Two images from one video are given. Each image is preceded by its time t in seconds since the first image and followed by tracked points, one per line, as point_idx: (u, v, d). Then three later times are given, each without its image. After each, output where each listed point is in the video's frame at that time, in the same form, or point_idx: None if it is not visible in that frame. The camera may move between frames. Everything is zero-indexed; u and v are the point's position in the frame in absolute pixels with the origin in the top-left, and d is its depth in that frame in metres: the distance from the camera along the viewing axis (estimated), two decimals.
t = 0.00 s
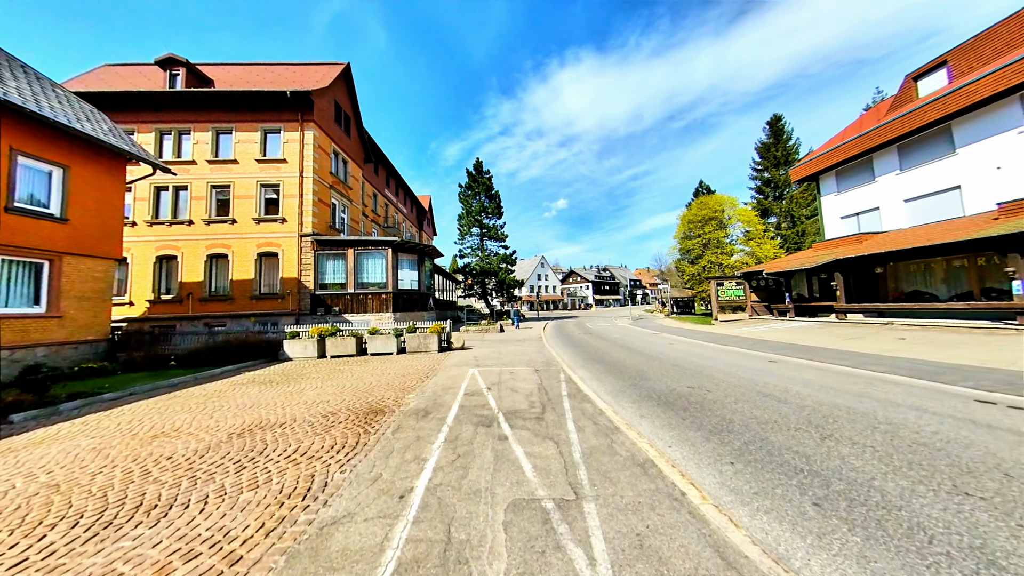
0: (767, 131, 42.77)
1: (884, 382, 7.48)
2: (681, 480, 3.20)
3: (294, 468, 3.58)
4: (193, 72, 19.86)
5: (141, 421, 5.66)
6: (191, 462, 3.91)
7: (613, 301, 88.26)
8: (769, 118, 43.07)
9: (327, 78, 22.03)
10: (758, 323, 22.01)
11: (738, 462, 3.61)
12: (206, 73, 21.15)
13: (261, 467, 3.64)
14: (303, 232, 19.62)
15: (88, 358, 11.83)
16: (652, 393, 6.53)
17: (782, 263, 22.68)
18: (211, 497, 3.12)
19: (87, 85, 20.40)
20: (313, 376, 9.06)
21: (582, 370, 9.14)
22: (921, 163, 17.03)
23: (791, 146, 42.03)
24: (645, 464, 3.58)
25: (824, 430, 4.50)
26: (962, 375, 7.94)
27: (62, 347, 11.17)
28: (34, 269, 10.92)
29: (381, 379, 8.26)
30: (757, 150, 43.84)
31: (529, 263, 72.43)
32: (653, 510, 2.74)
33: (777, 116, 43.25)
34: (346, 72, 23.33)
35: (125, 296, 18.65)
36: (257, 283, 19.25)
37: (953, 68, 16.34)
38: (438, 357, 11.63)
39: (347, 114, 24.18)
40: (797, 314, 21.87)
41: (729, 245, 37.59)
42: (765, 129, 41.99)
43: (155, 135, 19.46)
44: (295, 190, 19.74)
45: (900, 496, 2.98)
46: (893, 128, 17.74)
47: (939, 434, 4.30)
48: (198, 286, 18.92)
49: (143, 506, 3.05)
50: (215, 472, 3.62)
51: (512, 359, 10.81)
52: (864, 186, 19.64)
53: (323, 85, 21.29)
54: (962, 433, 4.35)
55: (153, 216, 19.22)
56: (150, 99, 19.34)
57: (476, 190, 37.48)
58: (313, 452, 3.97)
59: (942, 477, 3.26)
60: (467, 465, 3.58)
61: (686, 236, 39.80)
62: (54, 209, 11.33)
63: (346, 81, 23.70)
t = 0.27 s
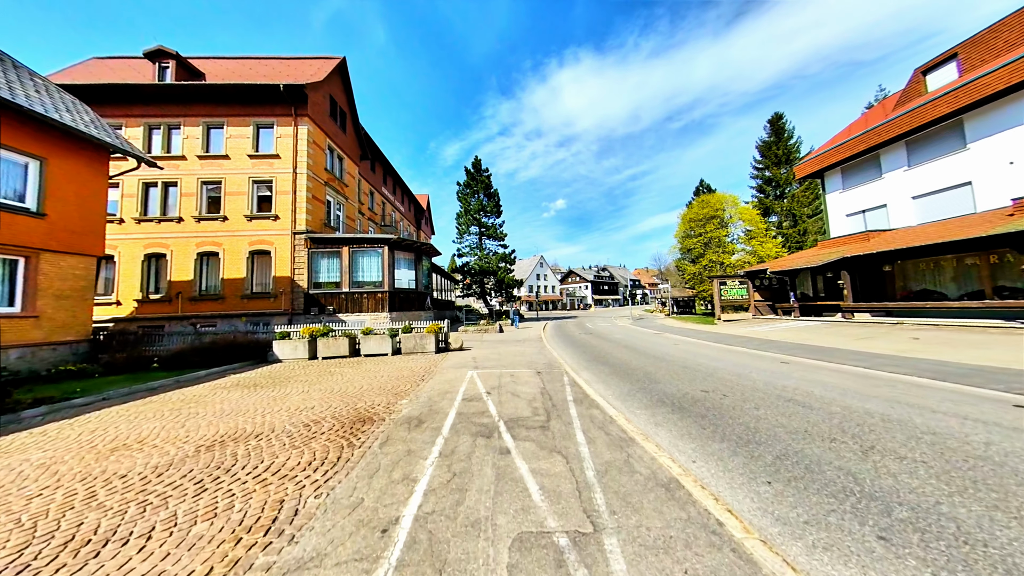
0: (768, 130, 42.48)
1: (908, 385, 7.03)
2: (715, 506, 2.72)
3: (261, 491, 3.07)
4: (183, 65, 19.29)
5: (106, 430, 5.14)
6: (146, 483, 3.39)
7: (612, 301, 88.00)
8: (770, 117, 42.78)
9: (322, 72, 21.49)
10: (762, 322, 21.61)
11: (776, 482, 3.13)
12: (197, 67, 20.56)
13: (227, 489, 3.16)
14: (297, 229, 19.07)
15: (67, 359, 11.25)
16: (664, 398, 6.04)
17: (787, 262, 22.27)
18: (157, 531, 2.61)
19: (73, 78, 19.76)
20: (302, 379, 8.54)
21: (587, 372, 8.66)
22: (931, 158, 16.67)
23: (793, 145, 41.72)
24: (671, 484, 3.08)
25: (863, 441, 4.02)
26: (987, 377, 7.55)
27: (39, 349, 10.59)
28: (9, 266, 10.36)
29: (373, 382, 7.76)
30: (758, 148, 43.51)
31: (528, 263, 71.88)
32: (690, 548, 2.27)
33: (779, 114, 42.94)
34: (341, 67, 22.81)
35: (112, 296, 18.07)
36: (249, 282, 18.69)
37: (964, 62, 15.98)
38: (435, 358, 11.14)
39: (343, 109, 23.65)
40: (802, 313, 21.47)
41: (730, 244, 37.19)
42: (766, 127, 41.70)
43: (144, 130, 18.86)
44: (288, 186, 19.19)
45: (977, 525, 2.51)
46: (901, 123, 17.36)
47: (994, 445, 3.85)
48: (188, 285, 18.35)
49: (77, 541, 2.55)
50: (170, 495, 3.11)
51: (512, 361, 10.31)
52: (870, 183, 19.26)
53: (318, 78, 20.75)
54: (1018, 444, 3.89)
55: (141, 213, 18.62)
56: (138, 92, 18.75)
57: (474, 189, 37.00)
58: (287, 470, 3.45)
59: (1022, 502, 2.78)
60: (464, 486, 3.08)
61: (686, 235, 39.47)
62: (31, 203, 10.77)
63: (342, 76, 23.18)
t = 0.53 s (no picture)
0: (769, 129, 42.24)
1: (933, 391, 6.62)
2: (760, 548, 2.28)
3: (220, 528, 2.60)
4: (174, 61, 18.80)
5: (66, 447, 4.65)
6: (90, 515, 2.92)
7: (611, 302, 87.66)
8: (771, 116, 42.53)
9: (316, 68, 21.02)
10: (766, 323, 21.24)
11: (824, 514, 2.69)
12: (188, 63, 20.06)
13: (178, 526, 2.67)
14: (291, 229, 18.59)
15: (45, 365, 10.72)
16: (678, 407, 5.60)
17: (790, 261, 21.90)
18: None
19: (60, 74, 19.22)
20: (289, 385, 8.05)
21: (590, 377, 8.23)
22: (939, 156, 16.34)
23: (793, 144, 41.45)
24: (701, 517, 2.65)
25: (907, 459, 3.59)
26: (1013, 381, 7.17)
27: (15, 354, 10.07)
28: None
29: (365, 389, 7.29)
30: (759, 148, 43.23)
31: (527, 264, 71.42)
32: None
33: (779, 114, 42.70)
34: (337, 63, 22.34)
35: (100, 298, 17.54)
36: (242, 283, 18.20)
37: (973, 57, 15.65)
38: (432, 361, 10.67)
39: (338, 107, 23.17)
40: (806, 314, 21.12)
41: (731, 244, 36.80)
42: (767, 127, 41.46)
43: (132, 127, 18.34)
44: (282, 184, 18.71)
45: None
46: (908, 120, 17.01)
47: None
48: (178, 286, 17.84)
49: None
50: (112, 534, 2.64)
51: (512, 364, 9.84)
52: (876, 182, 18.93)
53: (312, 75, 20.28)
54: None
55: (130, 213, 18.09)
56: (127, 88, 18.23)
57: (473, 188, 36.57)
58: (254, 499, 2.99)
59: None
60: (460, 520, 2.63)
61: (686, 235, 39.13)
62: (7, 202, 10.27)
63: (338, 73, 22.72)
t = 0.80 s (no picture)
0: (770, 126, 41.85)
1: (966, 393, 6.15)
2: None
3: None
4: (161, 54, 18.22)
5: (11, 466, 4.13)
6: (1, 559, 2.41)
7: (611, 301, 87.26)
8: (771, 113, 42.10)
9: (309, 62, 20.48)
10: (771, 322, 20.80)
11: (893, 554, 2.21)
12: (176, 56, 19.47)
13: None
14: (283, 227, 18.06)
15: (20, 369, 10.17)
16: (694, 414, 5.10)
17: (795, 258, 21.44)
18: None
19: (43, 68, 18.58)
20: (275, 390, 7.55)
21: (595, 380, 7.75)
22: (950, 149, 15.92)
23: (795, 141, 41.00)
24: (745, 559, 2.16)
25: (965, 476, 3.13)
26: None
27: None
28: None
29: (354, 394, 6.78)
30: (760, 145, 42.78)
31: (526, 263, 70.78)
32: None
33: (780, 110, 42.30)
34: (330, 57, 21.79)
35: (86, 299, 16.97)
36: (233, 283, 17.65)
37: (984, 46, 15.22)
38: (428, 363, 10.17)
39: (332, 102, 22.64)
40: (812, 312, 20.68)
41: (732, 242, 36.39)
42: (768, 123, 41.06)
43: (119, 122, 17.74)
44: (274, 181, 18.16)
45: None
46: (918, 112, 16.57)
47: None
48: (166, 286, 17.28)
49: None
50: None
51: (512, 366, 9.31)
52: (883, 176, 18.50)
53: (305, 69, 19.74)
54: None
55: (116, 211, 17.51)
56: (112, 82, 17.64)
57: (471, 186, 36.04)
58: (203, 538, 2.48)
59: None
60: (451, 566, 2.13)
61: (687, 233, 38.70)
62: None
63: (332, 67, 22.17)
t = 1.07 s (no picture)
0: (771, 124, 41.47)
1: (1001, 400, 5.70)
2: None
3: None
4: (149, 47, 17.65)
5: None
6: None
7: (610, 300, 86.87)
8: (773, 110, 41.71)
9: (302, 56, 19.93)
10: (776, 321, 20.36)
11: None
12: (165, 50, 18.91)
13: None
14: (275, 225, 17.49)
15: None
16: (714, 426, 4.61)
17: (801, 257, 20.99)
18: None
19: (26, 61, 17.99)
20: (258, 398, 7.02)
21: (601, 385, 7.25)
22: (961, 144, 15.53)
23: (796, 138, 40.55)
24: None
25: None
26: None
27: None
28: None
29: (342, 402, 6.26)
30: (761, 142, 42.34)
31: (525, 263, 70.24)
32: None
33: (781, 108, 41.92)
34: (324, 51, 21.25)
35: (70, 300, 16.39)
36: (223, 283, 17.09)
37: (996, 38, 14.81)
38: (424, 367, 9.67)
39: (326, 97, 22.08)
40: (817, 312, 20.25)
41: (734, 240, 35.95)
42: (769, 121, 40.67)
43: (105, 117, 17.18)
44: (265, 178, 17.61)
45: None
46: (928, 106, 16.15)
47: None
48: (154, 287, 16.71)
49: None
50: None
51: (512, 370, 8.83)
52: (891, 172, 18.09)
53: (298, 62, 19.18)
54: None
55: (102, 209, 16.95)
56: (98, 76, 17.07)
57: (469, 185, 35.52)
58: None
59: None
60: None
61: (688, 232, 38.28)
62: None
63: (326, 61, 21.62)
